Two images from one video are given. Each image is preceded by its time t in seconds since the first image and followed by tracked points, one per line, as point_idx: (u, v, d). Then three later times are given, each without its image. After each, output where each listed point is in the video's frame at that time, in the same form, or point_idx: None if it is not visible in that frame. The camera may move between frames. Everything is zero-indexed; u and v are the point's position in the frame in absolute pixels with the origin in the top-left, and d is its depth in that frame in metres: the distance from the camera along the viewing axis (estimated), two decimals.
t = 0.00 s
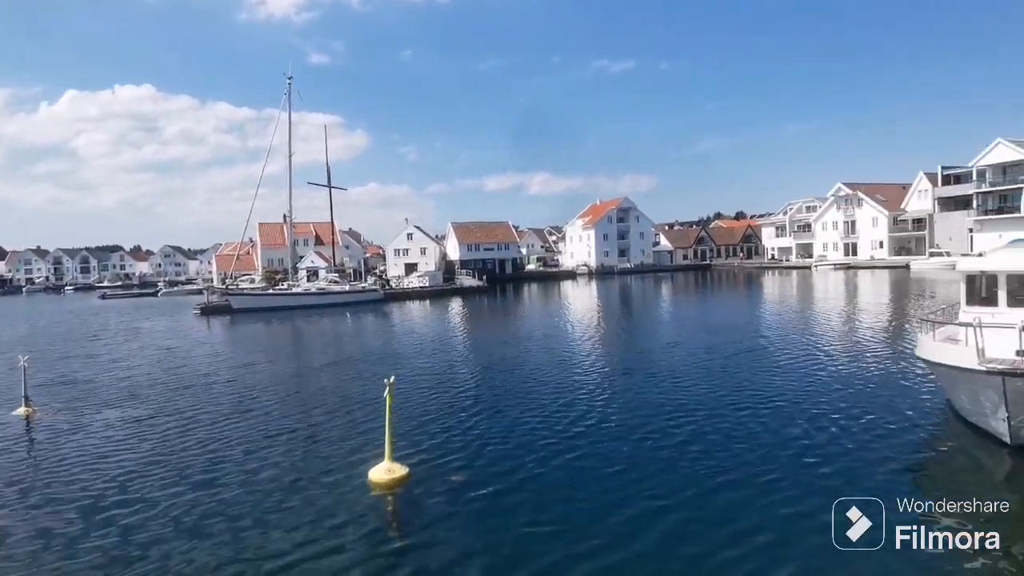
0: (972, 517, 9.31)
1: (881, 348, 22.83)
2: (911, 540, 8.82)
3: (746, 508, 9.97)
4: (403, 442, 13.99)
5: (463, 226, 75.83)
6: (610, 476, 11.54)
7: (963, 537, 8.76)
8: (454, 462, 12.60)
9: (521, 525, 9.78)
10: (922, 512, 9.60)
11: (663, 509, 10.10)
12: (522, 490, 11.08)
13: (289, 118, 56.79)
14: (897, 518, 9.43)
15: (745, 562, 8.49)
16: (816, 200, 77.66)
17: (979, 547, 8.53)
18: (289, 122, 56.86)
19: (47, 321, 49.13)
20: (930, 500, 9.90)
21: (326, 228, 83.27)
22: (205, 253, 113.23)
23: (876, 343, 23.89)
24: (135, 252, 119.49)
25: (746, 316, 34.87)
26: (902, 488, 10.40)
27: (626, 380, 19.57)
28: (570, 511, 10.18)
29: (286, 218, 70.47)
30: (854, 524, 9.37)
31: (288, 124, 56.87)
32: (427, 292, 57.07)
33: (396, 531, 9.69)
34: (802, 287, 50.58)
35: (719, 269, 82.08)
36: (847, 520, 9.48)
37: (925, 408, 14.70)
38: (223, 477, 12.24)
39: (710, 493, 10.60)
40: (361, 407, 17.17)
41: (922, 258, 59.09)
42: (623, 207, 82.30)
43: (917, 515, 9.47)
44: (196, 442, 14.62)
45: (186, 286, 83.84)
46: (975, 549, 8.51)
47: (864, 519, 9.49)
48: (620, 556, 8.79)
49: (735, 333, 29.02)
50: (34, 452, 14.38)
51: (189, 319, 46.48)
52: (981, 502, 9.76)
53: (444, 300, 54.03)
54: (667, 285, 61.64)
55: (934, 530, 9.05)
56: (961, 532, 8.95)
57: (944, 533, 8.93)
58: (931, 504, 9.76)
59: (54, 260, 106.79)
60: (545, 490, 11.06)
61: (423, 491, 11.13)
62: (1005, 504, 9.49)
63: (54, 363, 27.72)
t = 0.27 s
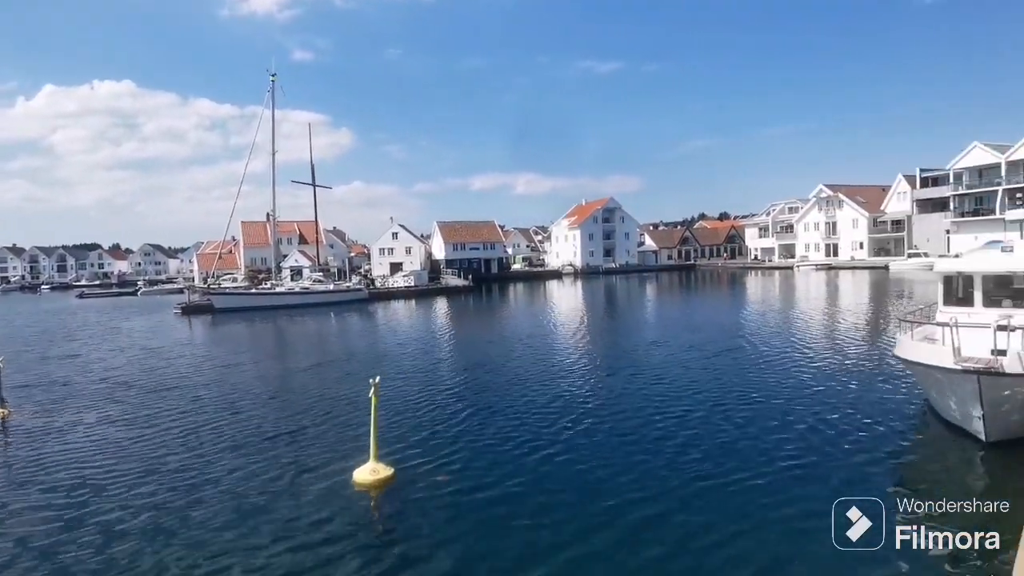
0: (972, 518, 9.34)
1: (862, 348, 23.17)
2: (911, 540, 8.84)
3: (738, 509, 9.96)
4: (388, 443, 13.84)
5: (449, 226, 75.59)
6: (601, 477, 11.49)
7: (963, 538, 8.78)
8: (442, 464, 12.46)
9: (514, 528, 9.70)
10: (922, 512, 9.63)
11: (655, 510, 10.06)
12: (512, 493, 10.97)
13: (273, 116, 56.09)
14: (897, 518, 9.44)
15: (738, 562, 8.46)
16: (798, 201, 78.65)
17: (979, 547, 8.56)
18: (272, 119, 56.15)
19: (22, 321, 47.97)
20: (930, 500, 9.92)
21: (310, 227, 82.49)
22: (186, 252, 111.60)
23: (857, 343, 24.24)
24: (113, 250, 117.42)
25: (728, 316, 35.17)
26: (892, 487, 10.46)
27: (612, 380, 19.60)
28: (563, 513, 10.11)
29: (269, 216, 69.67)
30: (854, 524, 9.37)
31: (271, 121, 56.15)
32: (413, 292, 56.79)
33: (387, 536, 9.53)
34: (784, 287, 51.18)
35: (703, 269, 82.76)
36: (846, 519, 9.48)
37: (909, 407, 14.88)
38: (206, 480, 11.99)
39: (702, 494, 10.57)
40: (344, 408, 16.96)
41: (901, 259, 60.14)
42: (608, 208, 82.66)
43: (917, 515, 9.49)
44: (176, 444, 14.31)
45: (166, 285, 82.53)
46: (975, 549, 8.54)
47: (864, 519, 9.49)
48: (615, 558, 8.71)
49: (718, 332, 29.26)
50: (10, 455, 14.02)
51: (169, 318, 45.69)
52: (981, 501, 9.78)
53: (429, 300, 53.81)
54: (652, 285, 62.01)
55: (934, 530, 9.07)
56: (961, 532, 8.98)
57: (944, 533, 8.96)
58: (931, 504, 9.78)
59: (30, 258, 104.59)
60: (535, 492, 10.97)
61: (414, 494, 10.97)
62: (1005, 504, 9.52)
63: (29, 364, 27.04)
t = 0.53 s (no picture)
0: (972, 517, 9.37)
1: (849, 348, 23.41)
2: (910, 540, 8.87)
3: (730, 508, 10.02)
4: (379, 444, 13.75)
5: (439, 225, 75.41)
6: (593, 476, 11.51)
7: (963, 537, 8.81)
8: (433, 464, 12.40)
9: (507, 528, 9.68)
10: (922, 512, 9.66)
11: (648, 509, 10.09)
12: (504, 493, 10.96)
13: (262, 113, 55.62)
14: (896, 519, 9.47)
15: (731, 561, 8.50)
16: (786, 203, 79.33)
17: (979, 547, 8.59)
18: (262, 117, 55.70)
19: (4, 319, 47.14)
20: (930, 500, 9.95)
21: (299, 226, 81.93)
22: (173, 250, 110.48)
23: (844, 344, 24.48)
24: (98, 247, 115.87)
25: (717, 316, 35.42)
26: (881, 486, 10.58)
27: (603, 380, 19.63)
28: (555, 512, 10.12)
29: (257, 215, 69.11)
30: (854, 524, 9.39)
31: (260, 119, 55.68)
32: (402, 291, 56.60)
33: (379, 536, 9.47)
34: (772, 288, 51.60)
35: (692, 270, 83.26)
36: (847, 519, 9.52)
37: (898, 407, 15.04)
38: (195, 482, 11.83)
39: (694, 493, 10.62)
40: (334, 408, 16.82)
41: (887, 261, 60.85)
42: (598, 208, 82.90)
43: (917, 515, 9.51)
44: (165, 446, 14.11)
45: (152, 284, 81.58)
46: (975, 549, 8.57)
47: (864, 519, 9.51)
48: (608, 558, 8.72)
49: (707, 333, 29.46)
50: None
51: (156, 317, 45.14)
52: (981, 502, 9.81)
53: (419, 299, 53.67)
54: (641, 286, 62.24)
55: (934, 530, 9.09)
56: (961, 532, 9.00)
57: (944, 533, 8.98)
58: (931, 504, 9.82)
59: (13, 256, 103.05)
60: (528, 492, 10.97)
61: (406, 495, 10.93)
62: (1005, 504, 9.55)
63: (11, 364, 26.57)
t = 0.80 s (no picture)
0: (972, 518, 9.31)
1: (832, 348, 23.62)
2: (910, 540, 8.80)
3: (715, 507, 9.99)
4: (363, 445, 13.56)
5: (426, 224, 75.09)
6: (579, 476, 11.43)
7: (962, 537, 8.75)
8: (418, 465, 12.26)
9: (491, 529, 9.56)
10: (922, 512, 9.60)
11: (634, 509, 10.05)
12: (490, 493, 10.85)
13: (246, 111, 54.95)
14: (896, 519, 9.40)
15: (716, 560, 8.45)
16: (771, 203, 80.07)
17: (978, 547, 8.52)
18: (245, 114, 55.00)
19: None
20: (930, 500, 9.90)
21: (285, 225, 81.19)
22: (156, 250, 109.05)
23: (827, 343, 24.70)
24: (80, 246, 113.95)
25: (703, 316, 35.60)
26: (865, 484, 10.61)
27: (589, 379, 19.64)
28: (540, 512, 10.02)
29: (242, 214, 68.36)
30: (854, 524, 9.31)
31: (244, 116, 54.98)
32: (389, 291, 56.27)
33: (363, 538, 9.33)
34: (757, 288, 52.04)
35: (679, 270, 83.72)
36: (847, 519, 9.44)
37: (882, 405, 15.15)
38: (176, 485, 11.58)
39: (679, 493, 10.60)
40: (319, 410, 16.59)
41: (869, 261, 61.63)
42: (586, 208, 83.09)
43: (917, 515, 9.45)
44: (145, 449, 13.81)
45: (134, 284, 80.43)
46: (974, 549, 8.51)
47: (864, 519, 9.43)
48: (593, 558, 8.62)
49: (693, 332, 29.60)
50: None
51: (137, 317, 44.41)
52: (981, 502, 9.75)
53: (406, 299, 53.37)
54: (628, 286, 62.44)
55: (933, 530, 9.04)
56: (960, 532, 8.93)
57: (944, 533, 8.92)
58: (931, 504, 9.76)
59: None
60: (514, 492, 10.87)
61: (390, 496, 10.77)
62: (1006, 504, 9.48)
63: None
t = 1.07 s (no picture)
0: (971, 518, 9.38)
1: (814, 348, 23.93)
2: (910, 540, 8.86)
3: (700, 507, 10.04)
4: (350, 448, 13.47)
5: (412, 225, 74.82)
6: (565, 477, 11.45)
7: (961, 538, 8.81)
8: (404, 468, 12.20)
9: (476, 532, 9.52)
10: (921, 512, 9.67)
11: (623, 509, 10.08)
12: (475, 495, 10.82)
13: (230, 110, 54.41)
14: (895, 519, 9.47)
15: (700, 560, 8.50)
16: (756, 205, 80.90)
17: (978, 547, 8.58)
18: (229, 114, 54.46)
19: None
20: (930, 500, 9.97)
21: (270, 226, 80.42)
22: (138, 251, 107.47)
23: (810, 344, 25.02)
24: (59, 247, 111.85)
25: (689, 317, 35.88)
26: (847, 483, 10.74)
27: (575, 380, 19.70)
28: (525, 514, 10.01)
29: (226, 214, 67.59)
30: (854, 524, 9.37)
31: (228, 116, 54.43)
32: (375, 292, 55.95)
33: (352, 541, 9.25)
34: (742, 289, 52.58)
35: (664, 271, 84.15)
36: (848, 519, 9.48)
37: (863, 404, 15.38)
38: (160, 489, 11.46)
39: (667, 492, 10.67)
40: (305, 413, 16.45)
41: (851, 263, 62.54)
42: (572, 210, 83.37)
43: (917, 516, 9.51)
44: (127, 453, 13.58)
45: (115, 285, 79.16)
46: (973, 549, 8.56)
47: (863, 519, 9.49)
48: (578, 559, 8.63)
49: (679, 333, 29.82)
50: None
51: (118, 320, 43.71)
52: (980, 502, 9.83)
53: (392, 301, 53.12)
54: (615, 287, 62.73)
55: (934, 530, 9.09)
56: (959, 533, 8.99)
57: (943, 534, 8.98)
58: (930, 504, 9.83)
59: None
60: (500, 494, 10.85)
61: (375, 499, 10.71)
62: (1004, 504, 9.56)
63: None
